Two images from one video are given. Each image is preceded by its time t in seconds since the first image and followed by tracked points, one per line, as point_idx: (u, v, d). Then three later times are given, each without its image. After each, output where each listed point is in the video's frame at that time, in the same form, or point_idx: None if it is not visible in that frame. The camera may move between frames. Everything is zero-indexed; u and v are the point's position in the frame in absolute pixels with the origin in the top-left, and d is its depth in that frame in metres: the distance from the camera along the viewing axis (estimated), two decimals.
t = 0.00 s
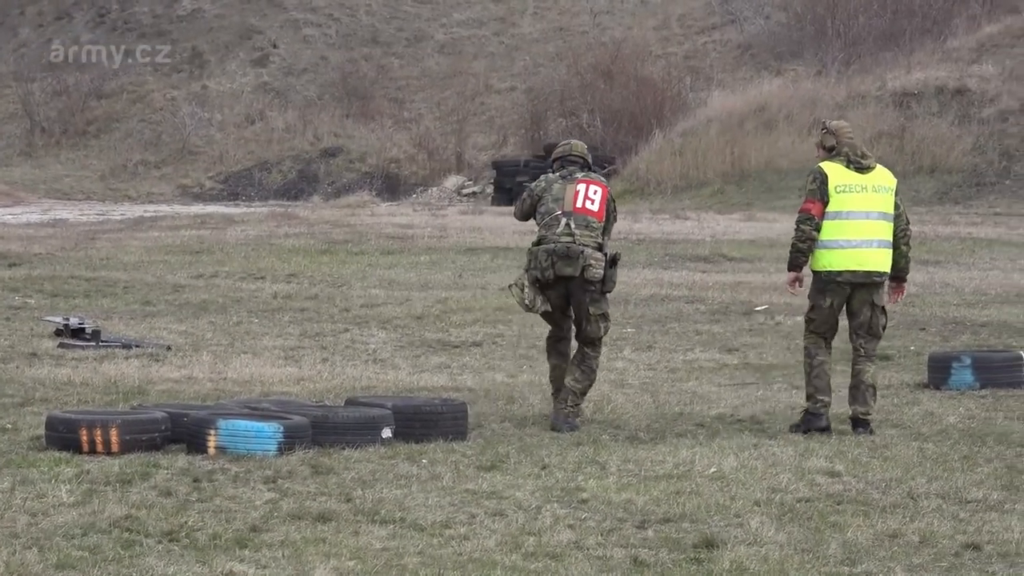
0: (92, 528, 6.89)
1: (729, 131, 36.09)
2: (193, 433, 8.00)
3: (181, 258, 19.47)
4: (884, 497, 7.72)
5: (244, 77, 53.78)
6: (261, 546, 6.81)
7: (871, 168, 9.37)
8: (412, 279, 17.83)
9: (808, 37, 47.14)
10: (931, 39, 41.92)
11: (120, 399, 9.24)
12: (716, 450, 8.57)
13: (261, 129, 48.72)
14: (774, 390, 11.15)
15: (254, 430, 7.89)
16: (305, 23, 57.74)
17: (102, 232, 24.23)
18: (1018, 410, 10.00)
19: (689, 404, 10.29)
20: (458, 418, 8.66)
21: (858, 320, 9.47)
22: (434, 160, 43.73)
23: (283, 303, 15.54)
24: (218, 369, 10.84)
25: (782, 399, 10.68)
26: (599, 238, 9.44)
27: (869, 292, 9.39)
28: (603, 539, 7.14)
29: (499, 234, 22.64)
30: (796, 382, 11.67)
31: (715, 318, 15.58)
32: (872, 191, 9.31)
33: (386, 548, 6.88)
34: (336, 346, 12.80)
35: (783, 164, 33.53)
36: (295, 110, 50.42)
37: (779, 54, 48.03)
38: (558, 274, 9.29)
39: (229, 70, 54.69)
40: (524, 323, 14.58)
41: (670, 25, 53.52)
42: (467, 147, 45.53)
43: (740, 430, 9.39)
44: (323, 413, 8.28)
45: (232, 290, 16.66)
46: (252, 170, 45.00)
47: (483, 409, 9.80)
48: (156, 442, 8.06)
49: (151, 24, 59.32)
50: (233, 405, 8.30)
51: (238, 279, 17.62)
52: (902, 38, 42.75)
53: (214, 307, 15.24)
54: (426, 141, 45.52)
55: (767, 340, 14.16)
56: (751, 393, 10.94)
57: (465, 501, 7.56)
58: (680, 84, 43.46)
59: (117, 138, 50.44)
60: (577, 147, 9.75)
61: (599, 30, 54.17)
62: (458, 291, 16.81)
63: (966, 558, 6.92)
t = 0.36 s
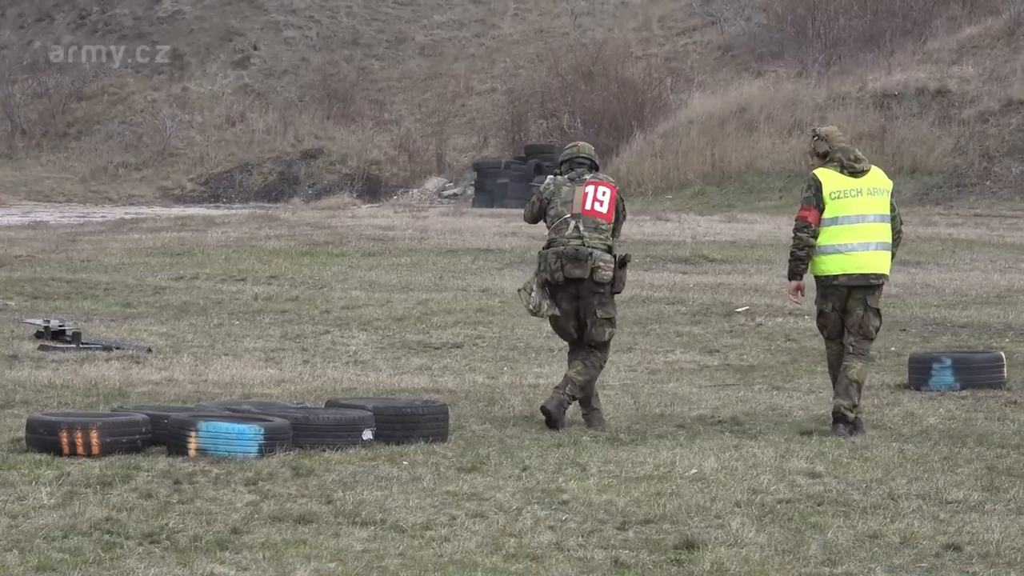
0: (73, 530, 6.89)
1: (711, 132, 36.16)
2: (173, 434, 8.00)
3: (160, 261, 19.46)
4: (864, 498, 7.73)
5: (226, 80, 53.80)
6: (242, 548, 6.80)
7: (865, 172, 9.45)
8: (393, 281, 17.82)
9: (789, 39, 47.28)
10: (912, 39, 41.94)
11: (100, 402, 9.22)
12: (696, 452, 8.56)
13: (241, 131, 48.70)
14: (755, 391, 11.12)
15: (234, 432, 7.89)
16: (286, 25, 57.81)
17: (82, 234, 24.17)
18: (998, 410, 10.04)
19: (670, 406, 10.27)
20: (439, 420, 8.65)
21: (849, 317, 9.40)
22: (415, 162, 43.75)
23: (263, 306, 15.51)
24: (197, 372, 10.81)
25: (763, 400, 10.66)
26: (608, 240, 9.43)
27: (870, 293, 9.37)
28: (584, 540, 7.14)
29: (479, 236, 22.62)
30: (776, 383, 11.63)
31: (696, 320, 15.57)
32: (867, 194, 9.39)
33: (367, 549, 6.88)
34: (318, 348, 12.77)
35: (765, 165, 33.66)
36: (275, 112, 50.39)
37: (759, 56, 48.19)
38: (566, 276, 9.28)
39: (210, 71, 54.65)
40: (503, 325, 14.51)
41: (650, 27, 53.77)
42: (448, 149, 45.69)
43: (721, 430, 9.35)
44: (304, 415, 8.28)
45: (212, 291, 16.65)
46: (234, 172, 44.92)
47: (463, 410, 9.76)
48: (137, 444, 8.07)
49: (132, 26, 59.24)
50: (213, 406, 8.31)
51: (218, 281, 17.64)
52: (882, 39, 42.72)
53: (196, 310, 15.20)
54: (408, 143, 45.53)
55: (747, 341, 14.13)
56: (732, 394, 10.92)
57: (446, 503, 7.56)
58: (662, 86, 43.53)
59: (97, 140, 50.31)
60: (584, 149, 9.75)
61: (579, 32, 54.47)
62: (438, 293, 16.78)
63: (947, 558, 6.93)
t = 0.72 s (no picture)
0: (53, 531, 6.87)
1: (691, 132, 36.22)
2: (154, 436, 8.00)
3: (141, 262, 19.45)
4: (846, 499, 7.72)
5: (206, 80, 53.74)
6: (223, 549, 6.79)
7: (852, 166, 9.42)
8: (374, 282, 17.79)
9: (769, 38, 47.37)
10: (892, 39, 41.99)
11: (81, 404, 9.21)
12: (677, 452, 8.56)
13: (223, 131, 48.60)
14: (736, 391, 11.13)
15: (215, 433, 7.90)
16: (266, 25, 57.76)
17: (64, 235, 24.14)
18: (978, 411, 10.11)
19: (651, 407, 10.28)
20: (420, 420, 8.65)
21: (863, 315, 9.52)
22: (397, 162, 43.73)
23: (245, 307, 15.47)
24: (177, 373, 10.78)
25: (744, 400, 10.67)
26: (612, 237, 9.45)
27: (869, 286, 9.41)
28: (565, 540, 7.14)
29: (460, 237, 22.60)
30: (758, 384, 11.63)
31: (678, 320, 15.57)
32: (855, 187, 9.36)
33: (348, 550, 6.88)
34: (298, 350, 12.75)
35: (745, 166, 33.74)
36: (255, 112, 50.32)
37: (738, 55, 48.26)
38: (571, 273, 9.34)
39: (191, 72, 54.51)
40: (486, 325, 14.46)
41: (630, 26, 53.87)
42: (428, 149, 45.73)
43: (701, 431, 9.37)
44: (285, 416, 8.28)
45: (194, 292, 16.63)
46: (214, 172, 44.90)
47: (445, 411, 9.76)
48: (118, 446, 8.07)
49: (112, 27, 59.09)
50: (194, 407, 8.30)
51: (199, 282, 17.64)
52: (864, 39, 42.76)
53: (175, 311, 15.17)
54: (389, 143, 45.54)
55: (728, 342, 14.12)
56: (712, 395, 10.93)
57: (427, 504, 7.57)
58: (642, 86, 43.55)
59: (77, 142, 50.25)
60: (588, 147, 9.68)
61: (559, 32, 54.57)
62: (420, 293, 16.81)
63: (927, 558, 6.94)
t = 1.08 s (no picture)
0: (27, 534, 6.85)
1: (667, 135, 36.25)
2: (129, 439, 7.99)
3: (116, 264, 19.39)
4: (821, 501, 7.73)
5: (182, 83, 53.66)
6: (198, 552, 6.78)
7: (855, 171, 9.41)
8: (350, 284, 17.82)
9: (744, 42, 47.53)
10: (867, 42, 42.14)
11: (57, 406, 9.21)
12: (654, 455, 8.56)
13: (199, 134, 48.63)
14: (712, 394, 11.14)
15: (190, 435, 7.89)
16: (242, 29, 57.72)
17: (40, 238, 24.06)
18: (953, 413, 10.15)
19: (627, 410, 10.28)
20: (395, 423, 8.65)
21: (865, 321, 9.45)
22: (373, 165, 43.75)
23: (221, 309, 15.46)
24: (156, 375, 10.77)
25: (721, 402, 10.68)
26: (616, 238, 9.47)
27: (869, 291, 9.36)
28: (540, 543, 7.13)
29: (436, 240, 22.63)
30: (733, 386, 11.63)
31: (656, 323, 15.57)
32: (858, 192, 9.34)
33: (323, 552, 6.86)
34: (275, 352, 12.75)
35: (720, 169, 33.74)
36: (231, 115, 50.28)
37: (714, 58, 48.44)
38: (576, 273, 9.32)
39: (166, 75, 54.49)
40: (461, 328, 14.47)
41: (607, 30, 54.10)
42: (403, 153, 45.79)
43: (677, 433, 9.38)
44: (260, 418, 8.28)
45: (169, 295, 16.65)
46: (188, 175, 44.88)
47: (420, 413, 9.74)
48: (93, 448, 8.07)
49: (89, 30, 58.90)
50: (169, 410, 8.30)
51: (174, 284, 17.59)
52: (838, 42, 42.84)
53: (152, 314, 15.16)
54: (364, 146, 45.65)
55: (705, 344, 14.12)
56: (688, 397, 10.94)
57: (403, 506, 7.56)
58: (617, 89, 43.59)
59: (52, 144, 50.12)
60: (591, 150, 9.76)
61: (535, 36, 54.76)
62: (395, 295, 16.84)
63: (902, 561, 6.93)
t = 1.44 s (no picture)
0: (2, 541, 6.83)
1: (643, 142, 36.27)
2: (106, 445, 7.98)
3: (92, 270, 19.38)
4: (798, 508, 7.74)
5: (158, 88, 53.59)
6: (174, 559, 6.76)
7: (878, 179, 9.47)
8: (326, 291, 17.80)
9: (722, 48, 47.73)
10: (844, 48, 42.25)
11: (33, 412, 9.22)
12: (631, 462, 8.56)
13: (175, 140, 48.66)
14: (689, 401, 11.14)
15: (167, 442, 7.87)
16: (218, 35, 57.67)
17: (16, 244, 23.94)
18: (929, 421, 10.18)
19: (604, 417, 10.27)
20: (371, 430, 8.65)
21: (872, 328, 9.54)
22: (349, 171, 43.81)
23: (197, 316, 15.43)
24: (132, 382, 10.75)
25: (697, 409, 10.69)
26: (618, 245, 9.55)
27: (882, 299, 9.45)
28: (518, 550, 7.12)
29: (413, 246, 22.64)
30: (710, 393, 11.63)
31: (633, 330, 15.56)
32: (879, 201, 9.41)
33: (300, 559, 6.85)
34: (251, 358, 12.73)
35: (698, 176, 33.76)
36: (207, 121, 50.25)
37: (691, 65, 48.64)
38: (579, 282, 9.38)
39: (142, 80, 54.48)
40: (437, 335, 14.46)
41: (584, 38, 54.43)
42: (380, 159, 45.86)
43: (654, 440, 9.37)
44: (238, 424, 8.27)
45: (145, 302, 16.64)
46: (166, 182, 44.93)
47: (397, 421, 9.73)
48: (69, 454, 8.06)
49: (65, 36, 58.72)
50: (146, 417, 8.30)
51: (151, 291, 17.60)
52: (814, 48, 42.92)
53: (129, 320, 15.13)
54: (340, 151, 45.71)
55: (681, 351, 14.11)
56: (665, 404, 10.95)
57: (379, 513, 7.55)
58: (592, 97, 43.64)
59: (29, 150, 50.01)
60: (591, 155, 9.89)
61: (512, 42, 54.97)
62: (372, 302, 16.84)
63: (879, 567, 6.94)
